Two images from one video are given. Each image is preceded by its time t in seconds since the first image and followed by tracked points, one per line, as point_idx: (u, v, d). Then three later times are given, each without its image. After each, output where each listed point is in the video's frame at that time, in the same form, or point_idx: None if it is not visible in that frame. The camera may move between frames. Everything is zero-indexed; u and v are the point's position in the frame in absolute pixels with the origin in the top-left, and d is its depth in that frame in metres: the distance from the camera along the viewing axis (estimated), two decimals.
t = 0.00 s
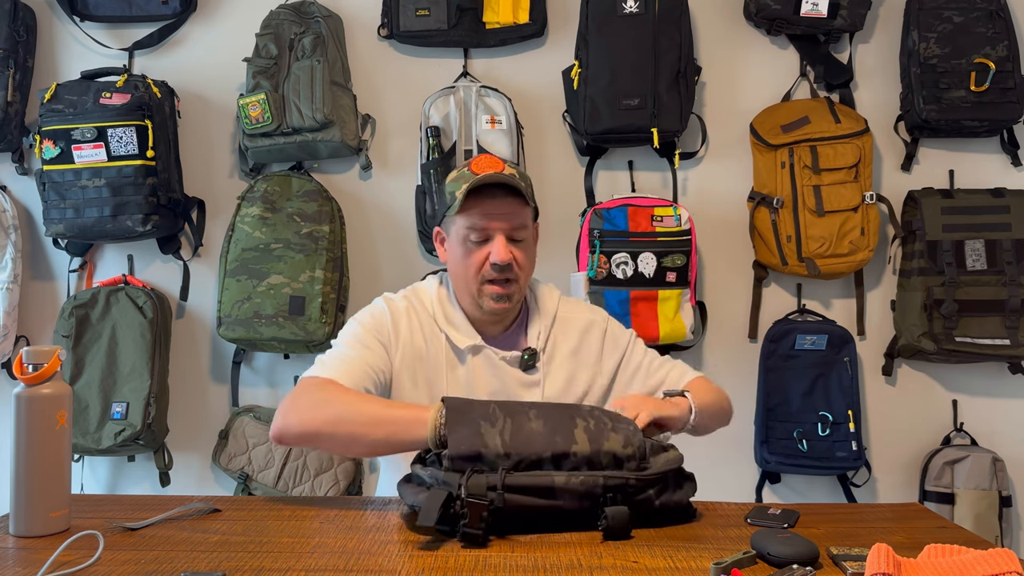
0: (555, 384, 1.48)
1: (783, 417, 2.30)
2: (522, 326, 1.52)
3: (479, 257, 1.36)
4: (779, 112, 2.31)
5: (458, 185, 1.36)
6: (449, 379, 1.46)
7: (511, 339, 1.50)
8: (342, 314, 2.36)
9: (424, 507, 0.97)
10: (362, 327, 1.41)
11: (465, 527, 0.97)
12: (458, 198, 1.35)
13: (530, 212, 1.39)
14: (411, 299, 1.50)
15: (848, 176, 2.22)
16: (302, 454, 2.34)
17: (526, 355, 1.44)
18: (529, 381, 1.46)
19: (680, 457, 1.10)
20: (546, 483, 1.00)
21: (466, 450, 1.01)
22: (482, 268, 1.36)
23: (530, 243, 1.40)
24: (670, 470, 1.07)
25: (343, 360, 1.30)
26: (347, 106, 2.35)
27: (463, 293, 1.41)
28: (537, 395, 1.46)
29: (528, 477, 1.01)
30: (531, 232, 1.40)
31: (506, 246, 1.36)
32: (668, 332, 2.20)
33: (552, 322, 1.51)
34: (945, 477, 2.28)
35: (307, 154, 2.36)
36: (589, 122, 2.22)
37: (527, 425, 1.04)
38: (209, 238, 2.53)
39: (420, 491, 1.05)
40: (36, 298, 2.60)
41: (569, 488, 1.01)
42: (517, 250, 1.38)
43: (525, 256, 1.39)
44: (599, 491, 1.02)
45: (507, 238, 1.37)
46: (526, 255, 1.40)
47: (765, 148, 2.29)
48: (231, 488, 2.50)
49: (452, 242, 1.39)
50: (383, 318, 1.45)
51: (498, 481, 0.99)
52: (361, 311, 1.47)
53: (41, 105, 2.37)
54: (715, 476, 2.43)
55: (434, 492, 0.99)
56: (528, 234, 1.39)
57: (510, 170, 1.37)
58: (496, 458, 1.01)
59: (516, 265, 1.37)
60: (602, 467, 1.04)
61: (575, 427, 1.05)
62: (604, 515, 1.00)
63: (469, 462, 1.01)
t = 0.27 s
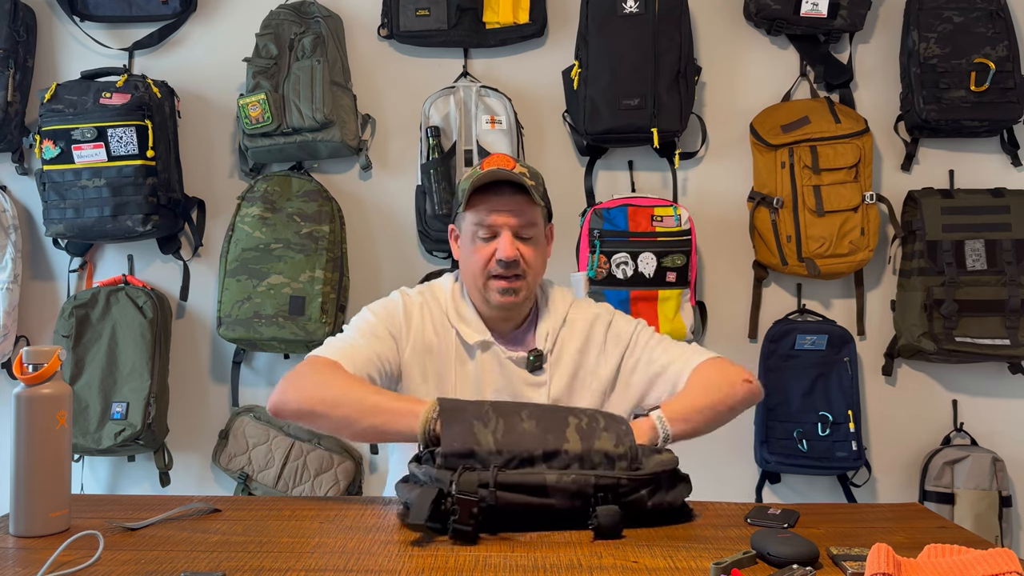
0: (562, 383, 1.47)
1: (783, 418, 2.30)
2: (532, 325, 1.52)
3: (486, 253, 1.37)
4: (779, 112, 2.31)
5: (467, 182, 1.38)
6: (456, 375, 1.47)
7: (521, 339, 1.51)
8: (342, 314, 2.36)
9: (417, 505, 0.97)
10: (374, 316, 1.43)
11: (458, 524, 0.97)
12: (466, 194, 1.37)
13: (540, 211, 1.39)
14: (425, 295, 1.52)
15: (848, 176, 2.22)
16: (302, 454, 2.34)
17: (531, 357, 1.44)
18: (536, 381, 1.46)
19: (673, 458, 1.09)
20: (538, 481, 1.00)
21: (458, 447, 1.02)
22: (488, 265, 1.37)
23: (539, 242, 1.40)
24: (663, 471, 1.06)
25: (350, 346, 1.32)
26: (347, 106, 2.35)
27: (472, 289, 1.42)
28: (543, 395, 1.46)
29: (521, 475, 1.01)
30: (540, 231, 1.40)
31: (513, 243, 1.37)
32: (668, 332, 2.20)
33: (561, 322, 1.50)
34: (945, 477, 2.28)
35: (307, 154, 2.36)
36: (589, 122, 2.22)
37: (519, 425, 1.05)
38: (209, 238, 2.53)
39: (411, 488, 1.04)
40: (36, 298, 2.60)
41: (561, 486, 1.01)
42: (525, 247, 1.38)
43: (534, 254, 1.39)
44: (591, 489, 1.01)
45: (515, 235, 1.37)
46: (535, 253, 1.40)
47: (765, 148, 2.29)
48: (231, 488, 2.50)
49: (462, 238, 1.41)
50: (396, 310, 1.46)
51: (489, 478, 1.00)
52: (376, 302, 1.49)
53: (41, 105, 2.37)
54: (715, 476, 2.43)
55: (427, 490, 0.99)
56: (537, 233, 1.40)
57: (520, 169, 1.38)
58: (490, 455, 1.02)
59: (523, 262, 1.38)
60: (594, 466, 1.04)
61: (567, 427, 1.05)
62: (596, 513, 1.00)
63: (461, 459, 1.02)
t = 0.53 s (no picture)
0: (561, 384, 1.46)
1: (783, 417, 2.30)
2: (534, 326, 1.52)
3: (489, 253, 1.37)
4: (779, 112, 2.31)
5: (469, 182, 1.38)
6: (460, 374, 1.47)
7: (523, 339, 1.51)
8: (342, 314, 2.36)
9: (419, 488, 0.98)
10: (381, 311, 1.44)
11: (459, 509, 0.99)
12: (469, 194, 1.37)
13: (543, 210, 1.39)
14: (433, 293, 1.52)
15: (848, 176, 2.22)
16: (302, 454, 2.34)
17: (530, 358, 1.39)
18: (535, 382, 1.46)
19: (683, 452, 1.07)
20: (541, 470, 1.00)
21: (465, 428, 1.03)
22: (491, 265, 1.37)
23: (542, 242, 1.40)
24: (670, 467, 1.03)
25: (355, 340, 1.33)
26: (347, 106, 2.35)
27: (475, 289, 1.42)
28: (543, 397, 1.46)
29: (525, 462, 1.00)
30: (544, 231, 1.40)
31: (516, 244, 1.36)
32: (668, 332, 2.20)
33: (562, 322, 1.48)
34: (945, 477, 2.28)
35: (307, 154, 2.36)
36: (589, 122, 2.22)
37: (527, 404, 1.05)
38: (209, 238, 2.53)
39: (418, 468, 1.06)
40: (36, 298, 2.60)
41: (564, 476, 1.00)
42: (528, 248, 1.38)
43: (537, 254, 1.39)
44: (595, 479, 1.00)
45: (518, 234, 1.37)
46: (539, 254, 1.39)
47: (765, 148, 2.29)
48: (231, 488, 2.50)
49: (466, 238, 1.41)
50: (402, 307, 1.47)
51: (495, 465, 1.00)
52: (383, 300, 1.50)
53: (41, 105, 2.37)
54: (715, 476, 2.43)
55: (431, 472, 1.00)
56: (541, 233, 1.40)
57: (523, 169, 1.38)
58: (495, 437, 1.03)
59: (527, 261, 1.37)
60: (599, 453, 1.03)
61: (574, 410, 1.05)
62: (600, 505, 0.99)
63: (468, 440, 1.03)
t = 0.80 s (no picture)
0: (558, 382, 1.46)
1: (783, 417, 2.30)
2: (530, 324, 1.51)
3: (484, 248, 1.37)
4: (779, 112, 2.31)
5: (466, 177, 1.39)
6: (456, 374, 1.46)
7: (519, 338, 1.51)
8: (342, 314, 2.36)
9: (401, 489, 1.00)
10: (377, 310, 1.44)
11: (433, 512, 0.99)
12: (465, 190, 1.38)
13: (539, 207, 1.39)
14: (431, 293, 1.52)
15: (848, 176, 2.22)
16: (302, 454, 2.34)
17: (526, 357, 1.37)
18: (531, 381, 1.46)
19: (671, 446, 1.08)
20: (519, 471, 1.01)
21: (445, 427, 1.03)
22: (487, 260, 1.38)
23: (537, 239, 1.41)
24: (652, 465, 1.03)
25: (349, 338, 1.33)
26: (347, 106, 2.35)
27: (471, 286, 1.43)
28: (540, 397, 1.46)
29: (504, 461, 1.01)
30: (539, 228, 1.41)
31: (511, 240, 1.37)
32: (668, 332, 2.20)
33: (557, 320, 1.48)
34: (945, 477, 2.28)
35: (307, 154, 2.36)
36: (589, 122, 2.22)
37: (508, 401, 1.05)
38: (209, 238, 2.53)
39: (401, 466, 1.07)
40: (36, 298, 2.60)
41: (542, 477, 1.01)
42: (523, 245, 1.38)
43: (532, 251, 1.39)
44: (574, 480, 1.01)
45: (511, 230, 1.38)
46: (534, 251, 1.40)
47: (765, 148, 2.29)
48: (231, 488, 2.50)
49: (463, 235, 1.42)
50: (399, 306, 1.47)
51: (473, 466, 1.01)
52: (380, 299, 1.50)
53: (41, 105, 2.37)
54: (715, 476, 2.43)
55: (412, 474, 1.02)
56: (535, 230, 1.40)
57: (521, 166, 1.38)
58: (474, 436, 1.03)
59: (521, 258, 1.38)
60: (580, 452, 1.03)
61: (556, 408, 1.05)
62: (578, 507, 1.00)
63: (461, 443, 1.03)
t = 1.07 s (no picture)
0: (558, 386, 1.46)
1: (783, 418, 2.30)
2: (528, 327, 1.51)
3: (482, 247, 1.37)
4: (779, 112, 2.31)
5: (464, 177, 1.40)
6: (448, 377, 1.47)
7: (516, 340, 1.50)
8: (342, 314, 2.36)
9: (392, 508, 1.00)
10: (364, 317, 1.44)
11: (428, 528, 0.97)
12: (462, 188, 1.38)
13: (537, 206, 1.40)
14: (425, 296, 1.52)
15: (848, 176, 2.22)
16: (302, 454, 2.34)
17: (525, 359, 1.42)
18: (530, 385, 1.45)
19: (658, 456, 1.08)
20: (511, 485, 0.99)
21: (433, 448, 1.01)
22: (484, 259, 1.37)
23: (535, 239, 1.41)
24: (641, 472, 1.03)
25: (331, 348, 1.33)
26: (347, 106, 2.35)
27: (468, 286, 1.42)
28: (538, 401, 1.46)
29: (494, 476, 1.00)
30: (536, 228, 1.41)
31: (507, 239, 1.37)
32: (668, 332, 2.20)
33: (557, 323, 1.48)
34: (945, 477, 2.28)
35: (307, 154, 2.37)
36: (589, 122, 2.22)
37: (493, 424, 1.03)
38: (209, 237, 2.53)
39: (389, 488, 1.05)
40: (36, 298, 2.60)
41: (534, 488, 1.00)
42: (520, 244, 1.38)
43: (529, 250, 1.39)
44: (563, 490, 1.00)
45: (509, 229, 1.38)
46: (531, 251, 1.39)
47: (765, 148, 2.29)
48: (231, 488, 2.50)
49: (460, 234, 1.43)
50: (389, 311, 1.47)
51: (464, 482, 0.99)
52: (371, 304, 1.50)
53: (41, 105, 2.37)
54: (715, 476, 2.43)
55: (401, 493, 1.01)
56: (533, 229, 1.40)
57: (518, 165, 1.39)
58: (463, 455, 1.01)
59: (518, 257, 1.37)
60: (568, 466, 1.02)
61: (541, 426, 1.03)
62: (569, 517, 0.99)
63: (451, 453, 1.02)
